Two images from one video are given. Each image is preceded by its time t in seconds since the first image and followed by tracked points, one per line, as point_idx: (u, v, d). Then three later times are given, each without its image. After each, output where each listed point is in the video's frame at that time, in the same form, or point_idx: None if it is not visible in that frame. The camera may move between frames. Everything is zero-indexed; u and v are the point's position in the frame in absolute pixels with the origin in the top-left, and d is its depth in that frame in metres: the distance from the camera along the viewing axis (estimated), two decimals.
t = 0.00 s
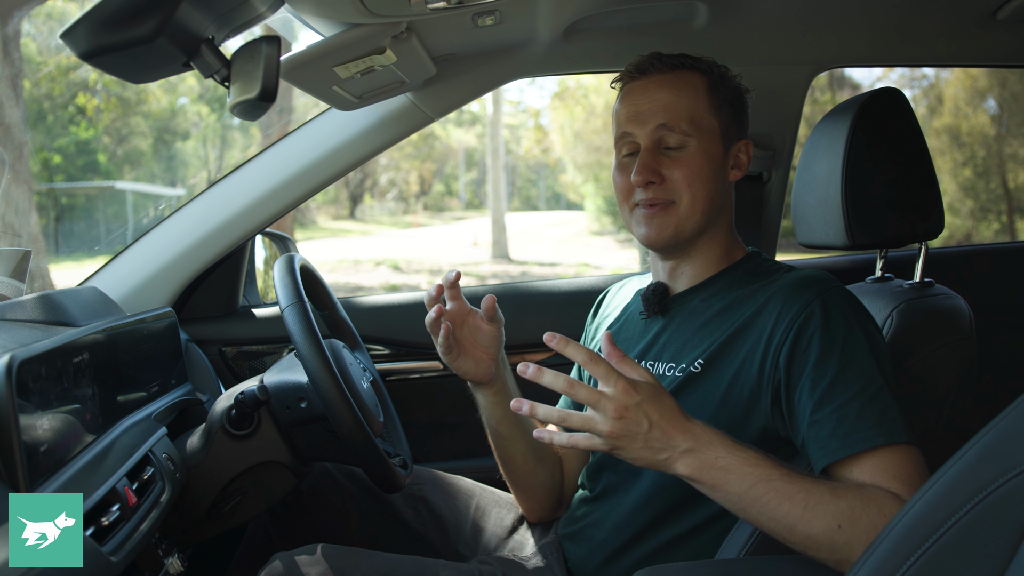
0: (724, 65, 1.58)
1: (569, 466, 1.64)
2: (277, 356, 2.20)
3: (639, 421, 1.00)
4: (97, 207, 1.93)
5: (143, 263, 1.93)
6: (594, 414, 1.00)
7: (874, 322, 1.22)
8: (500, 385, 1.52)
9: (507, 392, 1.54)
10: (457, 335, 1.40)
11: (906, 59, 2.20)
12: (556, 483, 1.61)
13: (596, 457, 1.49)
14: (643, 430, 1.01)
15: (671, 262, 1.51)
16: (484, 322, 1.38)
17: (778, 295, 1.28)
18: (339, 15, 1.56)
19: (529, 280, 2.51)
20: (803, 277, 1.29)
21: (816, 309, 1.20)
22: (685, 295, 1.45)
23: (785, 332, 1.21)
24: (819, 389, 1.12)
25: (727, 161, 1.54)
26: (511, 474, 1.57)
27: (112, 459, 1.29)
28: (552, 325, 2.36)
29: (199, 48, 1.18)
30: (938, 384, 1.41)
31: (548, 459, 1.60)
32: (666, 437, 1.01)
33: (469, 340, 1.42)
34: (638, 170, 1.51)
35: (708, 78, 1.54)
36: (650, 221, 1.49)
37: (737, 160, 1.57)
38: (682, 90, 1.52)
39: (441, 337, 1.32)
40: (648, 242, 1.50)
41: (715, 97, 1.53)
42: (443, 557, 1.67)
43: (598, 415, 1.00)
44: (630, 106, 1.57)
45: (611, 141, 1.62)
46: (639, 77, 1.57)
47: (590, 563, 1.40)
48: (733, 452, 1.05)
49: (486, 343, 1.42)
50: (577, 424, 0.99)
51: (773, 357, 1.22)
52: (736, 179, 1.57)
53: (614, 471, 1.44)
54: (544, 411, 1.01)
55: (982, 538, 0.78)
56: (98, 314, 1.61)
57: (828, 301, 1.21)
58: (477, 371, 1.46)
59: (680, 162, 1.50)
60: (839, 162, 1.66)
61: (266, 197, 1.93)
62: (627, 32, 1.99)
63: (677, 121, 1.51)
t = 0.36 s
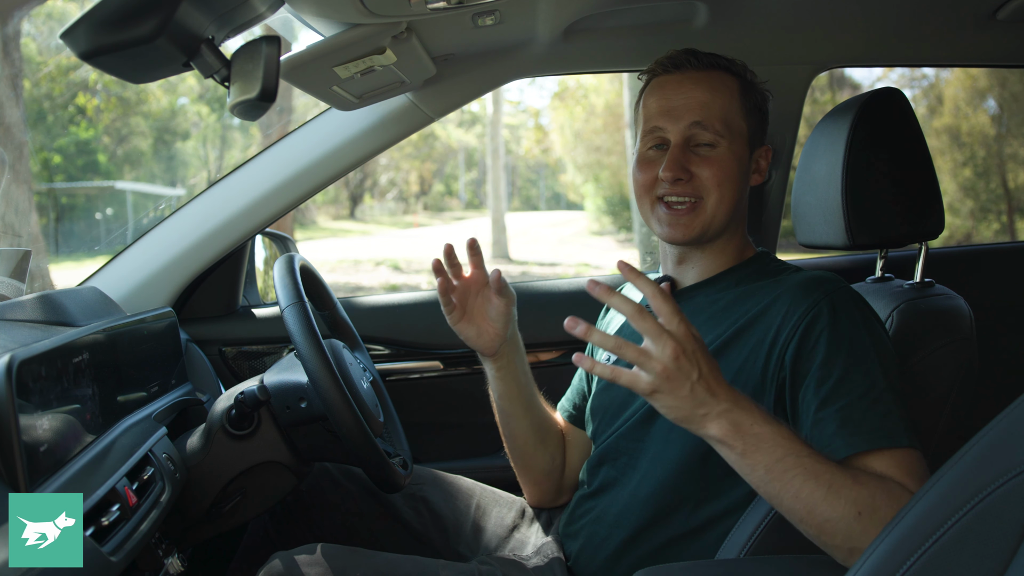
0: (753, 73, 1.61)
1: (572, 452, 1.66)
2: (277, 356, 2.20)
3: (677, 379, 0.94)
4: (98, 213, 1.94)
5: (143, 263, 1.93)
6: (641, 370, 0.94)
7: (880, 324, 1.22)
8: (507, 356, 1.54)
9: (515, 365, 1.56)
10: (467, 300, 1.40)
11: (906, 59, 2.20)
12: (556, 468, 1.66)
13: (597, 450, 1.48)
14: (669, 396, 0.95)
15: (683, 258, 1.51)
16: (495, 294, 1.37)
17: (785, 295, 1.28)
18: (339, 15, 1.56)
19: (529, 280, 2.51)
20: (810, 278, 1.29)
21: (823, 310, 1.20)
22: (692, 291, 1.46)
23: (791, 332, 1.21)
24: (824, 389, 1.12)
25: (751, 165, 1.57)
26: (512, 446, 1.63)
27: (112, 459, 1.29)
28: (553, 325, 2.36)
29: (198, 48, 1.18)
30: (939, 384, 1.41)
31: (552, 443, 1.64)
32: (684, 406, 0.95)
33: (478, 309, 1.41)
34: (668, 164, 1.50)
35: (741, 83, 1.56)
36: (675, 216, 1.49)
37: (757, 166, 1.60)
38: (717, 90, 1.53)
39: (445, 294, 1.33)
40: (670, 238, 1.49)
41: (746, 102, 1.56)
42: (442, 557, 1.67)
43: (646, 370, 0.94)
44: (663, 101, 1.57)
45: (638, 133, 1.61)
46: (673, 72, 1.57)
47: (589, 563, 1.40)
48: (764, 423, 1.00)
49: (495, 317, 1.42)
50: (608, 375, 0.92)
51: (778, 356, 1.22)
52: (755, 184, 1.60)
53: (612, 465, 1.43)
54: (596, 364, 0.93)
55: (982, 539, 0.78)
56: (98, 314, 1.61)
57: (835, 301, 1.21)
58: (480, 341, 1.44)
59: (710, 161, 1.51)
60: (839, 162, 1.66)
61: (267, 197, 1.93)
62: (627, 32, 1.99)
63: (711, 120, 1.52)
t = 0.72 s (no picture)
0: (709, 63, 1.57)
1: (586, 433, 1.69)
2: (277, 356, 2.20)
3: (666, 380, 0.92)
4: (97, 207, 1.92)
5: (143, 264, 1.93)
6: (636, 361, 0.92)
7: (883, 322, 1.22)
8: (528, 341, 1.58)
9: (535, 349, 1.60)
10: (492, 281, 1.43)
11: (906, 59, 2.20)
12: (569, 447, 1.67)
13: (598, 447, 1.47)
14: (663, 395, 0.93)
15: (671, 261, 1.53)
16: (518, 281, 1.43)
17: (789, 293, 1.28)
18: (340, 15, 1.56)
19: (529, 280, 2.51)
20: (812, 277, 1.29)
21: (828, 307, 1.20)
22: (690, 291, 1.46)
23: (795, 328, 1.21)
24: (828, 384, 1.12)
25: (714, 159, 1.52)
26: (528, 428, 1.65)
27: (112, 459, 1.29)
28: (553, 325, 2.36)
29: (198, 48, 1.18)
30: (939, 384, 1.41)
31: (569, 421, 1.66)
32: (671, 410, 0.94)
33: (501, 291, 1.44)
34: (619, 178, 1.54)
35: (686, 81, 1.54)
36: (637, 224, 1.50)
37: (727, 157, 1.54)
38: (658, 96, 1.54)
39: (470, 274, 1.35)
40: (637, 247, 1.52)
41: (694, 97, 1.53)
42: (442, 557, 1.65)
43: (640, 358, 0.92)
44: (614, 117, 1.61)
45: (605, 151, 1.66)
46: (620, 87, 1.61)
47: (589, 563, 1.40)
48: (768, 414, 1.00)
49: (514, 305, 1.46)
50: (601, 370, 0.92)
51: (781, 352, 1.22)
52: (729, 176, 1.53)
53: (614, 463, 1.43)
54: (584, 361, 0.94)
55: (982, 538, 0.78)
56: (98, 313, 1.61)
57: (840, 297, 1.21)
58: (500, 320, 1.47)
59: (659, 165, 1.51)
60: (839, 162, 1.66)
61: (266, 198, 1.93)
62: (628, 32, 1.99)
63: (654, 127, 1.53)
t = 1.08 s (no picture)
0: (697, 67, 1.59)
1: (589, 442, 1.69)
2: (277, 356, 2.20)
3: (664, 383, 0.96)
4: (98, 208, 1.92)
5: (143, 264, 1.93)
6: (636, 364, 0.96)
7: (876, 320, 1.22)
8: (523, 365, 1.60)
9: (529, 370, 1.61)
10: (478, 313, 1.45)
11: (906, 59, 2.20)
12: (576, 461, 1.67)
13: (599, 451, 1.47)
14: (660, 396, 0.97)
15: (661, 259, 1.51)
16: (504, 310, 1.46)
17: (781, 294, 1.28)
18: (340, 15, 1.56)
19: (529, 280, 2.51)
20: (805, 277, 1.29)
21: (819, 307, 1.20)
22: (682, 293, 1.47)
23: (787, 330, 1.21)
24: (820, 386, 1.12)
25: (702, 158, 1.52)
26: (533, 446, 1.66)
27: (112, 459, 1.29)
28: (552, 325, 2.36)
29: (199, 48, 1.18)
30: (938, 384, 1.41)
31: (573, 433, 1.67)
32: (669, 410, 0.99)
33: (488, 321, 1.47)
34: (609, 174, 1.54)
35: (675, 82, 1.56)
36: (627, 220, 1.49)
37: (716, 157, 1.54)
38: (647, 95, 1.56)
39: (456, 309, 1.36)
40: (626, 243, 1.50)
41: (682, 98, 1.55)
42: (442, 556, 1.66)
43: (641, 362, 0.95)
44: (604, 117, 1.62)
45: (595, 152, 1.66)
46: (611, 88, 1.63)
47: (589, 563, 1.40)
48: (757, 415, 1.02)
49: (504, 329, 1.50)
50: (602, 376, 0.94)
51: (774, 354, 1.22)
52: (718, 175, 1.53)
53: (614, 465, 1.42)
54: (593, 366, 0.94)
55: (983, 538, 0.78)
56: (98, 313, 1.61)
57: (831, 297, 1.21)
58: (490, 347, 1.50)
59: (648, 161, 1.51)
60: (840, 162, 1.66)
61: (266, 198, 1.93)
62: (628, 32, 1.99)
63: (644, 124, 1.54)
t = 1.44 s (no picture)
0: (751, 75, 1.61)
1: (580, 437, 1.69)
2: (277, 356, 2.20)
3: (652, 412, 0.95)
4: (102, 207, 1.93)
5: (143, 264, 1.93)
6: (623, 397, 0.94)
7: (875, 320, 1.22)
8: (506, 375, 1.56)
9: (514, 379, 1.58)
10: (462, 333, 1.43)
11: (906, 59, 2.20)
12: (565, 457, 1.67)
13: (598, 453, 1.47)
14: (651, 425, 0.96)
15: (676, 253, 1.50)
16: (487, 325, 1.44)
17: (781, 294, 1.28)
18: (340, 15, 1.56)
19: (529, 280, 2.51)
20: (804, 277, 1.29)
21: (820, 308, 1.20)
22: (683, 292, 1.46)
23: (787, 331, 1.21)
24: (821, 388, 1.12)
25: (743, 164, 1.56)
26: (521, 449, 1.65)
27: (112, 459, 1.29)
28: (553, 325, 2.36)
29: (199, 48, 1.18)
30: (939, 384, 1.41)
31: (558, 433, 1.66)
32: (660, 436, 0.97)
33: (470, 338, 1.43)
34: (657, 157, 1.52)
35: (734, 81, 1.56)
36: (663, 209, 1.50)
37: (750, 166, 1.59)
38: (707, 86, 1.54)
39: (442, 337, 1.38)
40: (657, 231, 1.50)
41: (739, 100, 1.56)
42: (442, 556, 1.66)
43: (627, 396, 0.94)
44: (655, 97, 1.59)
45: (633, 130, 1.63)
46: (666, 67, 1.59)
47: (589, 563, 1.41)
48: (749, 432, 1.00)
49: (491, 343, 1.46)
50: (588, 409, 0.92)
51: (774, 355, 1.22)
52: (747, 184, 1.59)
53: (614, 466, 1.42)
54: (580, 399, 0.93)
55: (983, 539, 0.78)
56: (98, 314, 1.61)
57: (831, 298, 1.22)
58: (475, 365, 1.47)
59: (698, 155, 1.51)
60: (840, 162, 1.66)
61: (266, 198, 1.93)
62: (628, 32, 1.99)
63: (701, 117, 1.53)
